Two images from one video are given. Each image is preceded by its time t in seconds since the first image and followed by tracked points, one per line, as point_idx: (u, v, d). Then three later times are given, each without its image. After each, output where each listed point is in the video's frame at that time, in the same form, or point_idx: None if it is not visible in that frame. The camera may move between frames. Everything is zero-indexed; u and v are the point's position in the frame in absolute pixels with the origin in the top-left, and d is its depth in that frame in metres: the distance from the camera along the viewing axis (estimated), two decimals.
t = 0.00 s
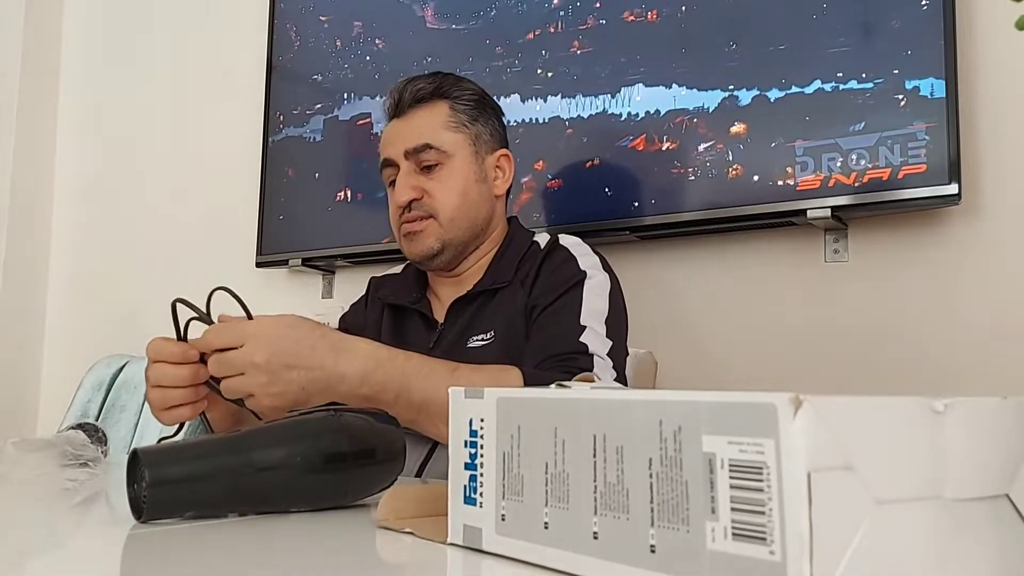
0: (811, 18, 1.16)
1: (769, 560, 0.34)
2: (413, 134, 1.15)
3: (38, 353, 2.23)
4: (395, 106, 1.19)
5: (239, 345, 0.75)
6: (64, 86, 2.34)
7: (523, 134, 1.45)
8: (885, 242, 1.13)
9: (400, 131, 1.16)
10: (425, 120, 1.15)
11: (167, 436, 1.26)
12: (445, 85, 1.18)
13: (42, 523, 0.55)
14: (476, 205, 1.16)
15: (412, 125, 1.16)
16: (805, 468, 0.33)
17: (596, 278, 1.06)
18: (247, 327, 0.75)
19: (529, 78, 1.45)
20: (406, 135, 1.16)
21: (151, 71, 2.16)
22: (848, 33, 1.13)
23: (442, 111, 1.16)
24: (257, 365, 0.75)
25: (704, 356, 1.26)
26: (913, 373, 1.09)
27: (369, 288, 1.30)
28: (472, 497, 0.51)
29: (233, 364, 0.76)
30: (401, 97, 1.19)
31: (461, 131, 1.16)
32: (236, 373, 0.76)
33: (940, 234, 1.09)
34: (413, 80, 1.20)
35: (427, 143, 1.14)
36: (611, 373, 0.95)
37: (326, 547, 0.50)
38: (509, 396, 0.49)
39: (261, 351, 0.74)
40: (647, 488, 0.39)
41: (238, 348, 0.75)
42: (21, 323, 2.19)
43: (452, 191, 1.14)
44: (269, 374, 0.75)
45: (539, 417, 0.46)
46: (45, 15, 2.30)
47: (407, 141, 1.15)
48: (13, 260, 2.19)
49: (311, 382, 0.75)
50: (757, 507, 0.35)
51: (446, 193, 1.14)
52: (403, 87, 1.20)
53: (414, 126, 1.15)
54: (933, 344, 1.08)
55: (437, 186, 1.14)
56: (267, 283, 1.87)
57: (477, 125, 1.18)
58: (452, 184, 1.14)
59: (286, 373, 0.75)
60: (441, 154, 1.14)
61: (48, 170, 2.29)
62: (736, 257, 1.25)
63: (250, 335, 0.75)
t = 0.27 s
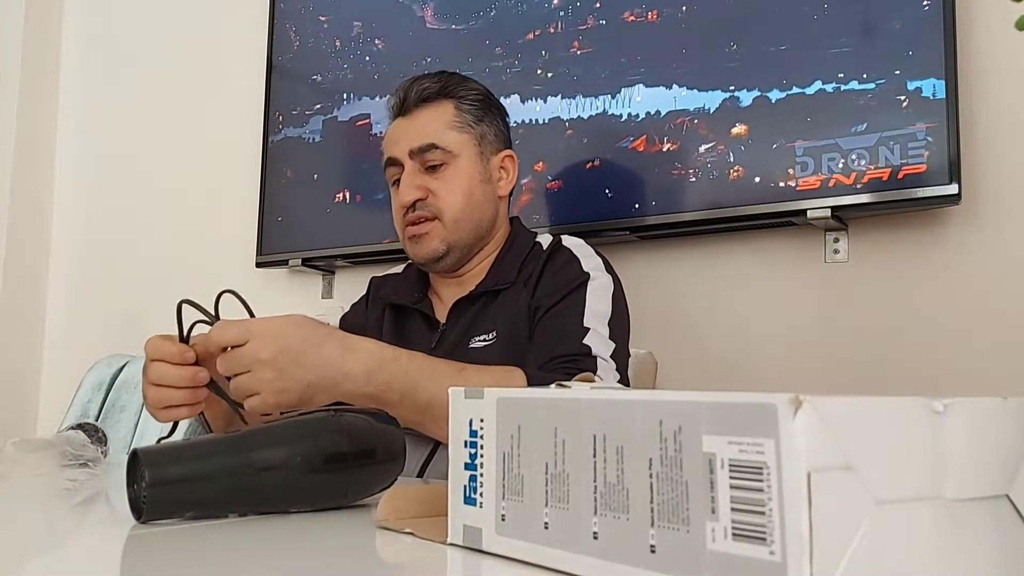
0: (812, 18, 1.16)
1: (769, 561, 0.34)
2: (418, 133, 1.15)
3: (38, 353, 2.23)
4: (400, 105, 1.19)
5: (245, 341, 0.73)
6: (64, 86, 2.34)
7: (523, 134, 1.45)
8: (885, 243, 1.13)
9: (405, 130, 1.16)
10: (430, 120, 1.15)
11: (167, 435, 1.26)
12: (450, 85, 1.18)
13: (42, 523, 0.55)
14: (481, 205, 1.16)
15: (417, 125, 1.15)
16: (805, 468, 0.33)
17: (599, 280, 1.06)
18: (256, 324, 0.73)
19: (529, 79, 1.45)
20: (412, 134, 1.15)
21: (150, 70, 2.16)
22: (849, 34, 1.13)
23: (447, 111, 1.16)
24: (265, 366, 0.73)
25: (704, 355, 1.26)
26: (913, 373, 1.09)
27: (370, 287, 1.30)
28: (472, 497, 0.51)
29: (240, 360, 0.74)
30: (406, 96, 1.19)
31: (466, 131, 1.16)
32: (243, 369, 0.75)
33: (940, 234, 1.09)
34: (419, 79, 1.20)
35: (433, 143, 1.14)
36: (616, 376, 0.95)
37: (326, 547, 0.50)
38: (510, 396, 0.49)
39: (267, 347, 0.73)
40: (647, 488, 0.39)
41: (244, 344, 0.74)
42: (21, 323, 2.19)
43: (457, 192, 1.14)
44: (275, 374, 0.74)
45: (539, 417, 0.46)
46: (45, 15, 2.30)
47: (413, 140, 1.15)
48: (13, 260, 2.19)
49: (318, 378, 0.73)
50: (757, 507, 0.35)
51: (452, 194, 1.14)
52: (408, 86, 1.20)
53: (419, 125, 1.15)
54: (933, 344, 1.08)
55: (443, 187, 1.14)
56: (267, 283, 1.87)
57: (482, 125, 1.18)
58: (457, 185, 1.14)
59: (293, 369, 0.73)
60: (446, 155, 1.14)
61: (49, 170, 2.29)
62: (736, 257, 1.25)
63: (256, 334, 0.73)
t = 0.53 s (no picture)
0: (813, 18, 1.16)
1: (770, 561, 0.34)
2: (410, 138, 1.14)
3: (38, 353, 2.23)
4: (392, 109, 1.18)
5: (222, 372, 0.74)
6: (64, 85, 2.34)
7: (523, 135, 1.45)
8: (885, 243, 1.13)
9: (397, 135, 1.16)
10: (421, 123, 1.14)
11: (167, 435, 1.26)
12: (440, 87, 1.17)
13: (43, 523, 0.55)
14: (476, 206, 1.16)
15: (409, 129, 1.15)
16: (805, 468, 0.33)
17: (594, 276, 1.06)
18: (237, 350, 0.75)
19: (528, 79, 1.45)
20: (404, 140, 1.15)
21: (151, 70, 2.16)
22: (851, 34, 1.13)
23: (438, 114, 1.15)
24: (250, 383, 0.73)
25: (704, 355, 1.26)
26: (914, 372, 1.09)
27: (371, 288, 1.30)
28: (472, 497, 0.51)
29: (223, 395, 0.74)
30: (398, 100, 1.18)
31: (458, 133, 1.15)
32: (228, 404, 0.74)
33: (939, 234, 1.09)
34: (409, 82, 1.19)
35: (425, 147, 1.13)
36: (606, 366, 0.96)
37: (327, 547, 0.50)
38: (510, 396, 0.49)
39: (244, 370, 0.73)
40: (647, 488, 0.39)
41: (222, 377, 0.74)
42: (20, 323, 2.19)
43: (452, 195, 1.14)
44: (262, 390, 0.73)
45: (539, 417, 0.46)
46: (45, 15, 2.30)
47: (405, 145, 1.14)
48: (13, 260, 2.19)
49: (304, 383, 0.73)
50: (757, 507, 0.35)
51: (447, 197, 1.14)
52: (399, 90, 1.19)
53: (411, 130, 1.15)
54: (933, 344, 1.08)
55: (438, 191, 1.14)
56: (267, 283, 1.87)
57: (474, 126, 1.17)
58: (452, 188, 1.14)
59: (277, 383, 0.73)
60: (439, 158, 1.14)
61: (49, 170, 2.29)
62: (736, 257, 1.25)
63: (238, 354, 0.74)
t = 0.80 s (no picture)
0: (814, 19, 1.16)
1: (770, 561, 0.34)
2: (398, 144, 1.14)
3: (38, 353, 2.23)
4: (379, 114, 1.18)
5: (202, 381, 0.76)
6: (64, 85, 2.34)
7: (522, 136, 1.45)
8: (885, 242, 1.13)
9: (385, 141, 1.15)
10: (410, 128, 1.14)
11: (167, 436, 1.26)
12: (427, 91, 1.17)
13: (42, 523, 0.55)
14: (468, 208, 1.16)
15: (397, 134, 1.14)
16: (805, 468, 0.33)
17: (584, 274, 1.06)
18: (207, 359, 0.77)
19: (528, 79, 1.45)
20: (392, 145, 1.14)
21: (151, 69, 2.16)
22: (852, 35, 1.13)
23: (426, 118, 1.14)
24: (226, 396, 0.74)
25: (704, 356, 1.26)
26: (914, 372, 1.09)
27: (369, 288, 1.30)
28: (472, 497, 0.51)
29: (201, 401, 0.76)
30: (384, 106, 1.17)
31: (447, 135, 1.15)
32: (206, 409, 0.76)
33: (940, 234, 1.09)
34: (395, 87, 1.18)
35: (414, 152, 1.13)
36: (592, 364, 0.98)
37: (325, 548, 0.50)
38: (510, 396, 0.49)
39: (222, 382, 0.75)
40: (647, 488, 0.39)
41: (202, 385, 0.76)
42: (21, 323, 2.19)
43: (444, 198, 1.13)
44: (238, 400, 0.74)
45: (538, 417, 0.46)
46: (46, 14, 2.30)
47: (394, 151, 1.14)
48: (14, 260, 2.19)
49: (279, 396, 0.74)
50: (757, 506, 0.35)
51: (439, 201, 1.13)
52: (385, 96, 1.18)
53: (399, 135, 1.14)
54: (933, 344, 1.08)
55: (430, 195, 1.13)
56: (267, 283, 1.86)
57: (463, 127, 1.17)
58: (443, 191, 1.13)
59: (253, 395, 0.74)
60: (429, 163, 1.13)
61: (49, 170, 2.29)
62: (735, 256, 1.25)
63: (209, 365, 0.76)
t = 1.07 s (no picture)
0: (815, 19, 1.16)
1: (770, 560, 0.34)
2: (392, 146, 1.14)
3: (38, 353, 2.23)
4: (372, 117, 1.18)
5: (204, 381, 0.77)
6: (64, 86, 2.34)
7: (522, 137, 1.45)
8: (885, 242, 1.13)
9: (379, 143, 1.15)
10: (402, 130, 1.14)
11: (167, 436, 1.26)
12: (420, 91, 1.17)
13: (43, 523, 0.55)
14: (464, 208, 1.16)
15: (390, 136, 1.14)
16: (805, 468, 0.33)
17: (580, 273, 1.06)
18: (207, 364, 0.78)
19: (528, 80, 1.45)
20: (386, 147, 1.14)
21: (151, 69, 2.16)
22: (853, 35, 1.13)
23: (419, 119, 1.14)
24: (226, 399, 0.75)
25: (704, 356, 1.26)
26: (914, 372, 1.09)
27: (365, 290, 1.30)
28: (472, 497, 0.51)
29: (199, 401, 0.76)
30: (377, 108, 1.17)
31: (440, 136, 1.15)
32: (203, 410, 0.76)
33: (940, 234, 1.09)
34: (388, 89, 1.18)
35: (407, 153, 1.13)
36: (589, 362, 0.97)
37: (325, 548, 0.50)
38: (509, 396, 0.49)
39: (223, 384, 0.75)
40: (647, 488, 0.39)
41: (203, 385, 0.76)
42: (21, 323, 2.19)
43: (438, 199, 1.13)
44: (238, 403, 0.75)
45: (538, 417, 0.46)
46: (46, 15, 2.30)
47: (388, 153, 1.14)
48: (14, 260, 2.19)
49: (277, 398, 0.74)
50: (757, 506, 0.35)
51: (433, 202, 1.13)
52: (378, 98, 1.18)
53: (392, 137, 1.14)
54: (933, 343, 1.08)
55: (424, 196, 1.13)
56: (267, 283, 1.86)
57: (456, 127, 1.17)
58: (438, 192, 1.13)
59: (251, 397, 0.74)
60: (422, 164, 1.13)
61: (49, 170, 2.29)
62: (735, 256, 1.25)
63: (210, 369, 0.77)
